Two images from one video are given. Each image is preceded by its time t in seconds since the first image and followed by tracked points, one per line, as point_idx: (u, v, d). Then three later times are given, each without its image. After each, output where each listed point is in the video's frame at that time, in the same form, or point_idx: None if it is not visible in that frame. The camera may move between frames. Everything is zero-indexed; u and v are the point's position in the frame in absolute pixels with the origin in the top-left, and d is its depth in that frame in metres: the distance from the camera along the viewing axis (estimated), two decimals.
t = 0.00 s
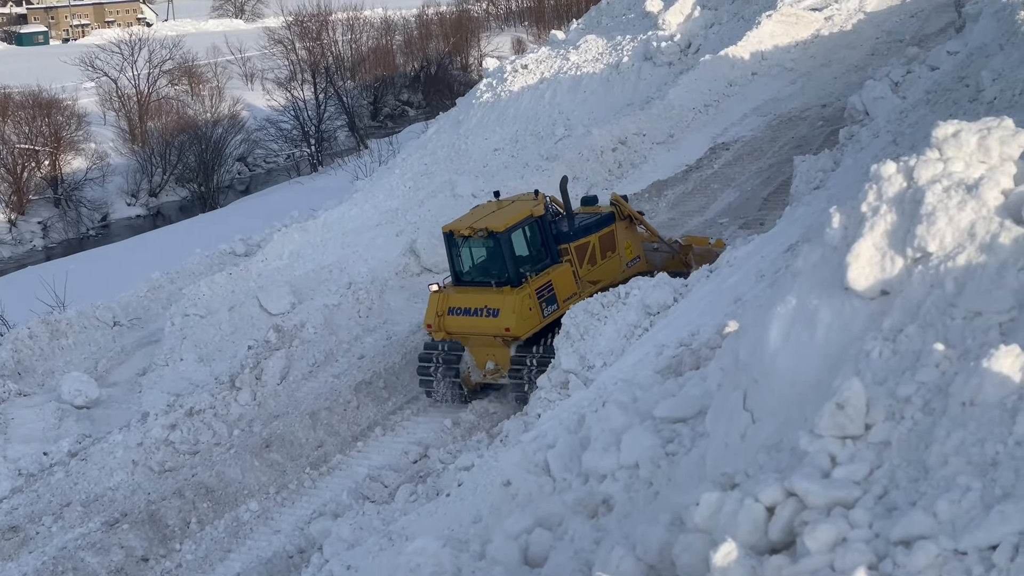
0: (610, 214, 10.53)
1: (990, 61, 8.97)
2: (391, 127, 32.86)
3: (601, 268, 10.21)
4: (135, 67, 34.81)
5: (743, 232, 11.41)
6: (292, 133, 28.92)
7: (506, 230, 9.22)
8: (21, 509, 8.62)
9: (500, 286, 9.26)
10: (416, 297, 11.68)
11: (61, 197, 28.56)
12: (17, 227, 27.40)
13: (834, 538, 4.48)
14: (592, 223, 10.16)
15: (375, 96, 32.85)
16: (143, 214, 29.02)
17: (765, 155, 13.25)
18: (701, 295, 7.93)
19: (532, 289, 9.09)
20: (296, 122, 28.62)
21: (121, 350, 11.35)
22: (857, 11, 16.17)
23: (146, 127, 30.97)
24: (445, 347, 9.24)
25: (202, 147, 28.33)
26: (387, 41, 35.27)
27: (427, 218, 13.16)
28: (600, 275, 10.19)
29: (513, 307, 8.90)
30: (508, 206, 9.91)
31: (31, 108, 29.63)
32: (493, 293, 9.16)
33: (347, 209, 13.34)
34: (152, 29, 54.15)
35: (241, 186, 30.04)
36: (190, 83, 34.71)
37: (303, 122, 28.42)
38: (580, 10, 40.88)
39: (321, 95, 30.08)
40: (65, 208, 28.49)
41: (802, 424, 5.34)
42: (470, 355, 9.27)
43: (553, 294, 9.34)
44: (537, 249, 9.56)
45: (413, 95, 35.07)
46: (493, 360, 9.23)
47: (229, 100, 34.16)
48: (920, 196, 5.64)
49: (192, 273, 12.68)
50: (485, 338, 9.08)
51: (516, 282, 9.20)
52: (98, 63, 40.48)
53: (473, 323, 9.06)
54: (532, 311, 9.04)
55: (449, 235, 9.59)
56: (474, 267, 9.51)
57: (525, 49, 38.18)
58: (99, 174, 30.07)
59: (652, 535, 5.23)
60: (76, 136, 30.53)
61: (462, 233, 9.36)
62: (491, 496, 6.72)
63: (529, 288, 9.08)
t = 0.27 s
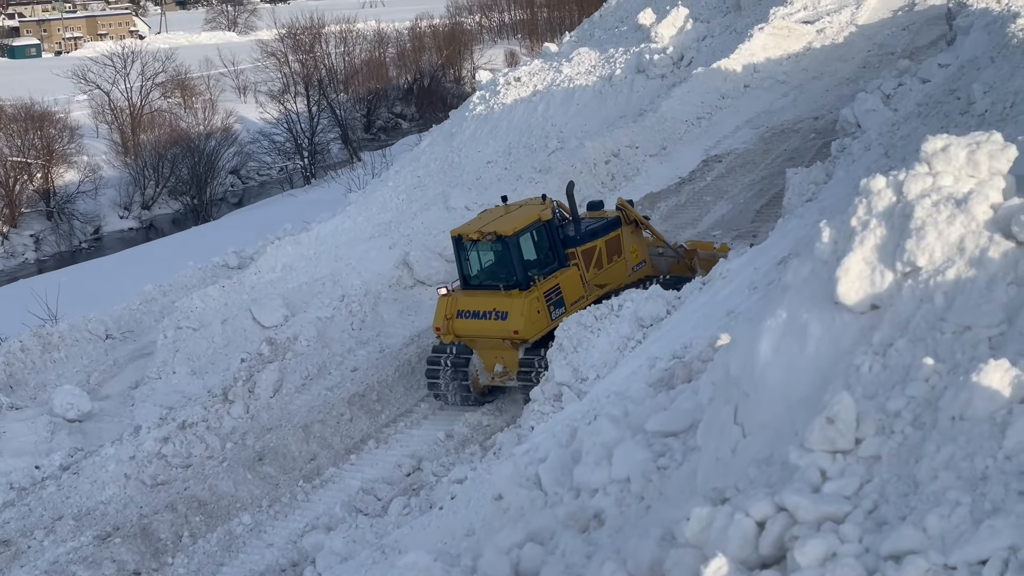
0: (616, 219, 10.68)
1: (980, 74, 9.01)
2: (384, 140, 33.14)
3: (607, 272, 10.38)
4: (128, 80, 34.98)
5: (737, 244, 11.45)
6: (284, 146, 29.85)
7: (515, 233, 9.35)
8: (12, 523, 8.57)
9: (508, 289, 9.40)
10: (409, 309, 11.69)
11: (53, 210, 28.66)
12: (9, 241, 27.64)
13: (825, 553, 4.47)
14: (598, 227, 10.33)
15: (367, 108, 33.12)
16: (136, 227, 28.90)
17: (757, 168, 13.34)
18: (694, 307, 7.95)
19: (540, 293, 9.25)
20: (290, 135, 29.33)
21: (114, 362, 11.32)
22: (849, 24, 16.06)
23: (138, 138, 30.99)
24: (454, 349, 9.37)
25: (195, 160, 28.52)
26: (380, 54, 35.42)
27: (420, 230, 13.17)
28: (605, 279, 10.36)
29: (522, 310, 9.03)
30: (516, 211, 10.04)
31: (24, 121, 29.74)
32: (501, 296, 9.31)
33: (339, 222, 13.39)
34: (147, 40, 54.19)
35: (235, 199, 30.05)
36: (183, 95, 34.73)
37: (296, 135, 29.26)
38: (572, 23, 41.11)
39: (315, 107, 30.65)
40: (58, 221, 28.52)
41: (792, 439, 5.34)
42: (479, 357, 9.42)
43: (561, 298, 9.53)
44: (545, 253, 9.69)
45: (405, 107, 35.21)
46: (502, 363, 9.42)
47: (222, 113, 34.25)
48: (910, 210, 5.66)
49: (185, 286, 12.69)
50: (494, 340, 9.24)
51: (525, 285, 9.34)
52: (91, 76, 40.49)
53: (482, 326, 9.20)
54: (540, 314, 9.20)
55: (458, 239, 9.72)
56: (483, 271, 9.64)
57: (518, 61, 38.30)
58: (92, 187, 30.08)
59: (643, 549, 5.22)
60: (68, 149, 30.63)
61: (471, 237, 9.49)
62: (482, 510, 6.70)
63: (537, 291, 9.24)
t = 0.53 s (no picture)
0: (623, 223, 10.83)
1: (971, 86, 9.05)
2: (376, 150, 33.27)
3: (614, 276, 10.52)
4: (119, 92, 35.09)
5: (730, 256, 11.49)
6: (277, 157, 29.96)
7: (524, 236, 9.46)
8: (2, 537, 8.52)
9: (517, 291, 9.53)
10: (401, 321, 11.67)
11: (45, 222, 28.56)
12: None
13: (816, 568, 4.46)
14: (605, 231, 10.46)
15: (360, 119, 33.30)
16: (127, 239, 28.89)
17: (750, 180, 13.42)
18: (687, 318, 7.97)
19: (548, 295, 9.38)
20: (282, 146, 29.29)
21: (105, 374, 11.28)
22: (840, 36, 16.06)
23: (131, 151, 31.09)
24: (461, 352, 9.36)
25: (186, 171, 28.59)
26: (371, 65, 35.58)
27: (413, 241, 13.18)
28: (612, 282, 10.49)
29: (531, 312, 9.18)
30: (524, 214, 10.17)
31: (16, 134, 29.79)
32: (509, 298, 9.43)
33: (332, 233, 13.42)
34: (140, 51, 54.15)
35: (226, 211, 30.21)
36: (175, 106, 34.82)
37: (289, 146, 29.36)
38: (565, 35, 41.31)
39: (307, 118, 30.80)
40: (50, 233, 28.42)
41: (784, 453, 5.34)
42: (487, 359, 9.52)
43: (569, 300, 9.66)
44: (554, 255, 9.82)
45: (398, 118, 35.29)
46: (510, 364, 9.51)
47: (214, 124, 34.35)
48: (900, 224, 5.67)
49: (177, 298, 12.68)
50: (503, 342, 9.34)
51: (534, 288, 9.46)
52: (83, 87, 40.47)
53: (491, 327, 9.32)
54: (548, 316, 9.33)
55: (467, 241, 9.84)
56: (492, 273, 9.75)
57: (510, 72, 38.38)
58: (84, 199, 30.13)
59: (635, 564, 5.20)
60: (60, 161, 30.67)
61: (481, 239, 9.60)
62: (474, 524, 6.68)
63: (545, 293, 9.37)
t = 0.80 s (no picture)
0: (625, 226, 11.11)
1: (961, 97, 9.09)
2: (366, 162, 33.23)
3: (617, 278, 10.78)
4: (109, 103, 35.13)
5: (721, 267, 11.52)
6: (268, 168, 29.79)
7: (531, 238, 9.65)
8: None
9: (524, 293, 9.68)
10: (392, 331, 11.62)
11: (34, 232, 28.34)
12: None
13: None
14: (609, 234, 10.74)
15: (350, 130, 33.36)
16: (117, 250, 28.88)
17: (740, 191, 13.51)
18: (678, 328, 7.99)
19: (555, 296, 9.57)
20: (273, 157, 29.19)
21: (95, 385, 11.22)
22: (830, 47, 16.12)
23: (121, 162, 31.16)
24: (467, 352, 9.50)
25: (178, 182, 28.65)
26: (362, 77, 35.72)
27: (403, 252, 13.20)
28: (615, 285, 10.74)
29: (539, 313, 9.33)
30: (530, 217, 10.36)
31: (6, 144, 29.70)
32: (517, 299, 9.59)
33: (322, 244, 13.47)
34: (130, 62, 54.07)
35: (217, 221, 30.09)
36: (165, 118, 34.90)
37: (279, 158, 29.09)
38: (555, 46, 41.45)
39: (297, 129, 30.67)
40: (40, 243, 28.22)
41: (773, 465, 5.34)
42: (493, 360, 9.64)
43: (575, 301, 9.87)
44: (560, 258, 10.03)
45: (388, 129, 35.25)
46: (516, 365, 9.63)
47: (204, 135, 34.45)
48: (889, 236, 5.69)
49: (166, 308, 12.62)
50: (511, 343, 9.47)
51: (541, 289, 9.64)
52: (73, 98, 40.44)
53: (498, 329, 9.45)
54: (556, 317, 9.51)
55: (474, 243, 9.99)
56: (499, 275, 9.90)
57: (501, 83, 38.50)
58: (74, 210, 30.01)
59: None
60: (50, 172, 30.58)
61: (489, 241, 9.75)
62: (464, 536, 6.66)
63: (553, 295, 9.55)
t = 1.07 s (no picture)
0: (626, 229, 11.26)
1: (948, 109, 9.14)
2: (355, 172, 33.38)
3: (618, 280, 10.92)
4: (99, 113, 35.13)
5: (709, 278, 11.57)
6: (257, 178, 30.32)
7: (536, 242, 9.73)
8: None
9: (529, 296, 9.78)
10: (380, 342, 11.61)
11: (22, 243, 28.30)
12: None
13: None
14: (610, 237, 10.88)
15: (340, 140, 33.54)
16: (106, 261, 28.93)
17: (728, 202, 13.60)
18: (666, 339, 8.02)
19: (560, 299, 9.67)
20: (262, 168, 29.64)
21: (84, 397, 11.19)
22: (818, 58, 16.18)
23: (110, 172, 31.15)
24: (472, 354, 9.73)
25: (166, 193, 28.60)
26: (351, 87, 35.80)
27: (392, 263, 13.24)
28: (616, 287, 10.89)
29: (543, 316, 9.44)
30: (533, 220, 10.43)
31: None
32: (522, 302, 9.68)
33: (311, 254, 13.52)
34: (120, 72, 54.01)
35: (206, 232, 30.16)
36: (155, 128, 34.93)
37: (268, 168, 29.56)
38: (545, 57, 41.64)
39: (286, 140, 30.88)
40: (28, 254, 28.18)
41: (757, 477, 5.34)
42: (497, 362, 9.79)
43: (579, 304, 10.00)
44: (563, 260, 10.13)
45: (377, 140, 35.60)
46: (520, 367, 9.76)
47: (194, 146, 34.51)
48: (872, 248, 5.70)
49: (155, 319, 12.66)
50: (515, 345, 9.59)
51: (546, 292, 9.74)
52: (62, 108, 40.38)
53: (503, 331, 9.56)
54: (560, 319, 9.63)
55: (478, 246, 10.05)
56: (502, 278, 9.98)
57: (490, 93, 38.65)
58: (63, 220, 29.99)
59: None
60: (38, 182, 30.54)
61: (493, 245, 9.81)
62: (451, 548, 6.65)
63: (557, 298, 9.66)
